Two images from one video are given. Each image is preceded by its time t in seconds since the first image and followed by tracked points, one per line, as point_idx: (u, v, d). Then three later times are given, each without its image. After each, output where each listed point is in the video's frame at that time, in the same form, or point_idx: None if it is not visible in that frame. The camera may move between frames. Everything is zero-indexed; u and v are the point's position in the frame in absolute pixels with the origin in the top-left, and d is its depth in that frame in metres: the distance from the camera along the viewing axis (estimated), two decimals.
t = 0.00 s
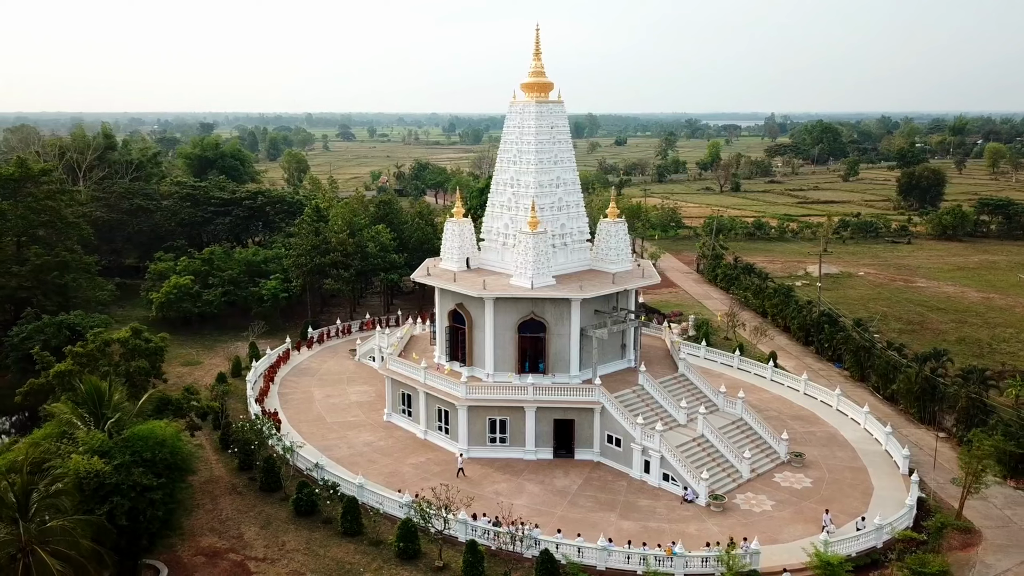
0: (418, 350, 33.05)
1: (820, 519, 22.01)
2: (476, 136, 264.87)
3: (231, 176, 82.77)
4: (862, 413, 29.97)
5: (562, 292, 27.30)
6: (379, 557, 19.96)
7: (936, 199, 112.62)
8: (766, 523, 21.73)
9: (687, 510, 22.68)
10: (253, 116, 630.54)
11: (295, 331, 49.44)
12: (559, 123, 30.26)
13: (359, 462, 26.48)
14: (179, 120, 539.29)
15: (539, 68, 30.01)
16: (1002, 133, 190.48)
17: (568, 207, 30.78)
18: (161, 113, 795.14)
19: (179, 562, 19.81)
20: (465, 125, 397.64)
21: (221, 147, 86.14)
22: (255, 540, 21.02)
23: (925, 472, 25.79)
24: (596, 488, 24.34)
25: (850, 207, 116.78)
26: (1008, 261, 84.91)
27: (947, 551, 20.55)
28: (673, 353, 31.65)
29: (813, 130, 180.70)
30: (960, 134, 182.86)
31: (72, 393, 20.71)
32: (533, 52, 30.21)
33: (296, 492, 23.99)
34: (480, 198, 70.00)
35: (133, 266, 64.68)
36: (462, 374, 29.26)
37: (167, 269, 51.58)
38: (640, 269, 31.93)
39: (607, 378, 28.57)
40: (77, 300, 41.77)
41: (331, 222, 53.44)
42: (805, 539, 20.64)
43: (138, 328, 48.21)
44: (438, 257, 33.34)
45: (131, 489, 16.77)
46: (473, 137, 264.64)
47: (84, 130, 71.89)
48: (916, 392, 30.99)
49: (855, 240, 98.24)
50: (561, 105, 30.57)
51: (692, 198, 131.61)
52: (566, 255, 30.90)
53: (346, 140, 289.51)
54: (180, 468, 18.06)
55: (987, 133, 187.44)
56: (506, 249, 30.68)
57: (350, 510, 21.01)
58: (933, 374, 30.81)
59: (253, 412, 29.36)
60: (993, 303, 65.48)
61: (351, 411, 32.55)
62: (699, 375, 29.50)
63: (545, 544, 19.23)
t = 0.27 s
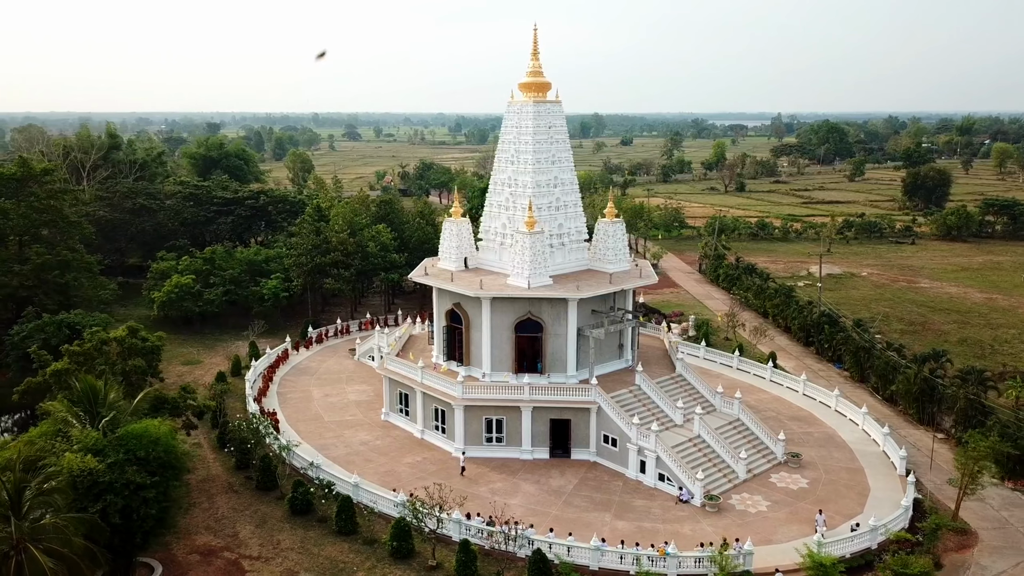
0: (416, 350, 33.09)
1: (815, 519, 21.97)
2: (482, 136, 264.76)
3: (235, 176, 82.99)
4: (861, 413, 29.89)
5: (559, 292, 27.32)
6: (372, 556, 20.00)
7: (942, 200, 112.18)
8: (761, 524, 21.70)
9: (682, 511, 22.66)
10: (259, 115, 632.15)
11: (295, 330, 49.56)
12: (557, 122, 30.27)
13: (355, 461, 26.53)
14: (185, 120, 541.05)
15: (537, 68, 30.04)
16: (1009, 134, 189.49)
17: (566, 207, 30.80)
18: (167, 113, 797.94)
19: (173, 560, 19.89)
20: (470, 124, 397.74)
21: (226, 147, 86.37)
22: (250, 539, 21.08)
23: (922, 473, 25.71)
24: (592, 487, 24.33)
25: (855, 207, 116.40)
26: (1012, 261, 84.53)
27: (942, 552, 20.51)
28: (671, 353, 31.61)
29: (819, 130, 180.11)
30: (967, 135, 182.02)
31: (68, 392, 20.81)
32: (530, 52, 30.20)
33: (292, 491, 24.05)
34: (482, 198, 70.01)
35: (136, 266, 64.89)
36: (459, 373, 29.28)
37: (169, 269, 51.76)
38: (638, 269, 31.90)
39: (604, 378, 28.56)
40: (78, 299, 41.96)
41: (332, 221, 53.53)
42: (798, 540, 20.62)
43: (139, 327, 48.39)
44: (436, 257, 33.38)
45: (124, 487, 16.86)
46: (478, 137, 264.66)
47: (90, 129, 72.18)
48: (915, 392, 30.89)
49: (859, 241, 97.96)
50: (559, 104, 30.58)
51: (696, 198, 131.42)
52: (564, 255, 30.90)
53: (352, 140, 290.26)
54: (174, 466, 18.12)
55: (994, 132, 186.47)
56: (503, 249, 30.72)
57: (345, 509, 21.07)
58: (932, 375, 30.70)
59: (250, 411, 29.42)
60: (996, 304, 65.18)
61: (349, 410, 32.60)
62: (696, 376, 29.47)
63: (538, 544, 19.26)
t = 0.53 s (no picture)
0: (414, 350, 33.13)
1: (811, 521, 21.91)
2: (487, 136, 264.87)
3: (239, 176, 83.20)
4: (859, 414, 29.82)
5: (556, 292, 27.32)
6: (366, 556, 20.03)
7: (947, 200, 111.72)
8: (756, 525, 21.66)
9: (677, 511, 22.64)
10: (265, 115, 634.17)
11: (296, 330, 49.67)
12: (554, 122, 30.24)
13: (352, 460, 26.57)
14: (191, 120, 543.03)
15: (534, 68, 30.03)
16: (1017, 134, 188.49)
17: (564, 207, 30.79)
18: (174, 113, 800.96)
19: (168, 558, 19.96)
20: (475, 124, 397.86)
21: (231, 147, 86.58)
22: (245, 538, 21.14)
23: (919, 474, 25.63)
24: (587, 488, 24.32)
25: (860, 207, 115.99)
26: (1017, 262, 84.13)
27: (938, 554, 20.44)
28: (668, 353, 31.58)
29: (826, 130, 179.45)
30: (975, 135, 181.23)
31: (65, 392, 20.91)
32: (528, 52, 30.19)
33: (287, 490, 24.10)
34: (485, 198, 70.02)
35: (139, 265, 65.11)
36: (456, 373, 29.31)
37: (171, 268, 51.94)
38: (637, 270, 31.88)
39: (601, 378, 28.55)
40: (80, 298, 42.12)
41: (333, 221, 53.61)
42: (793, 541, 20.58)
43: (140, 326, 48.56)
44: (435, 257, 33.41)
45: (118, 486, 16.95)
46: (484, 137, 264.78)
47: (95, 129, 72.43)
48: (914, 393, 30.77)
49: (863, 241, 97.66)
50: (557, 105, 30.56)
51: (700, 198, 131.22)
52: (561, 255, 30.90)
53: (358, 140, 290.83)
54: (168, 465, 18.18)
55: (1002, 132, 185.53)
56: (501, 248, 30.74)
57: (339, 508, 21.11)
58: (931, 376, 30.57)
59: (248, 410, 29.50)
60: (1000, 305, 64.89)
61: (347, 410, 32.65)
62: (694, 376, 29.44)
63: (531, 544, 19.26)
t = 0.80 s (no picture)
0: (413, 350, 33.18)
1: (807, 522, 21.85)
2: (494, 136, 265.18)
3: (245, 176, 83.46)
4: (859, 416, 29.71)
5: (554, 292, 27.32)
6: (361, 555, 20.07)
7: (955, 201, 111.19)
8: (752, 526, 21.61)
9: (673, 512, 22.60)
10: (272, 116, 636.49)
11: (298, 329, 49.80)
12: (553, 122, 30.23)
13: (350, 459, 26.63)
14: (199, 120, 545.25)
15: (534, 69, 30.01)
16: None
17: (563, 207, 30.80)
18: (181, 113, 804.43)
19: (164, 557, 20.05)
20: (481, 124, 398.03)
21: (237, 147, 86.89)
22: (241, 536, 21.21)
23: (918, 476, 25.53)
24: (584, 488, 24.31)
25: (866, 208, 115.55)
26: None
27: (934, 556, 20.35)
28: (668, 353, 31.52)
29: (833, 130, 178.77)
30: (983, 135, 180.23)
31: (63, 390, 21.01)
32: (527, 52, 30.19)
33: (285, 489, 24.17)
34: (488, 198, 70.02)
35: (144, 264, 65.37)
36: (455, 373, 29.33)
37: (174, 267, 52.16)
38: (636, 270, 31.86)
39: (599, 378, 28.53)
40: (83, 297, 42.31)
41: (335, 221, 53.73)
42: (788, 542, 20.53)
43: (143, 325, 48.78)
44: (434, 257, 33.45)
45: (113, 484, 17.04)
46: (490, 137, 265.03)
47: (102, 129, 72.72)
48: (914, 394, 30.64)
49: (868, 242, 97.29)
50: (556, 105, 30.56)
51: (706, 198, 130.94)
52: (560, 255, 30.90)
53: (366, 140, 291.37)
54: (164, 463, 18.26)
55: (1011, 132, 184.44)
56: (500, 248, 30.76)
57: (335, 507, 21.15)
58: (931, 377, 30.44)
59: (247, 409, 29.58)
60: (1006, 306, 64.55)
61: (347, 409, 32.71)
62: (693, 377, 29.39)
63: (526, 544, 19.27)
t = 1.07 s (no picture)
0: (413, 350, 33.23)
1: (804, 523, 21.78)
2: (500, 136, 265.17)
3: (252, 176, 83.76)
4: (859, 417, 29.57)
5: (553, 292, 27.32)
6: (357, 554, 20.12)
7: (962, 201, 110.57)
8: (748, 527, 21.57)
9: (670, 513, 22.56)
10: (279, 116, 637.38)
11: (300, 329, 49.94)
12: (553, 123, 30.21)
13: (348, 459, 26.70)
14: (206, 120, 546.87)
15: (534, 69, 30.00)
16: None
17: (563, 207, 30.79)
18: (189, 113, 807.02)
19: (162, 555, 20.14)
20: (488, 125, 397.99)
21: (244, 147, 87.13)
22: (238, 535, 21.30)
23: (917, 478, 25.41)
24: (581, 489, 24.30)
25: (873, 208, 115.05)
26: None
27: (932, 558, 20.26)
28: (667, 354, 31.47)
29: (841, 130, 178.04)
30: (993, 135, 179.15)
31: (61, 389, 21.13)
32: (527, 53, 30.18)
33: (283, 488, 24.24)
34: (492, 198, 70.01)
35: (149, 264, 65.66)
36: (454, 373, 29.36)
37: (178, 267, 52.39)
38: (635, 270, 31.84)
39: (598, 379, 28.50)
40: (86, 296, 42.51)
41: (338, 221, 53.85)
42: (784, 543, 20.50)
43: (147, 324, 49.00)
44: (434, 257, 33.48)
45: (108, 483, 17.10)
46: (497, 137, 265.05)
47: (108, 129, 73.08)
48: (915, 395, 30.51)
49: (875, 243, 96.87)
50: (556, 105, 30.55)
51: (712, 198, 130.59)
52: (560, 256, 30.90)
53: (375, 140, 292.10)
54: (161, 462, 18.32)
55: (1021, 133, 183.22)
56: (499, 248, 30.78)
57: (332, 507, 21.21)
58: (932, 378, 30.30)
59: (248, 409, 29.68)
60: (1012, 307, 64.15)
61: (347, 409, 32.79)
62: (692, 377, 29.35)
63: (520, 544, 19.28)
